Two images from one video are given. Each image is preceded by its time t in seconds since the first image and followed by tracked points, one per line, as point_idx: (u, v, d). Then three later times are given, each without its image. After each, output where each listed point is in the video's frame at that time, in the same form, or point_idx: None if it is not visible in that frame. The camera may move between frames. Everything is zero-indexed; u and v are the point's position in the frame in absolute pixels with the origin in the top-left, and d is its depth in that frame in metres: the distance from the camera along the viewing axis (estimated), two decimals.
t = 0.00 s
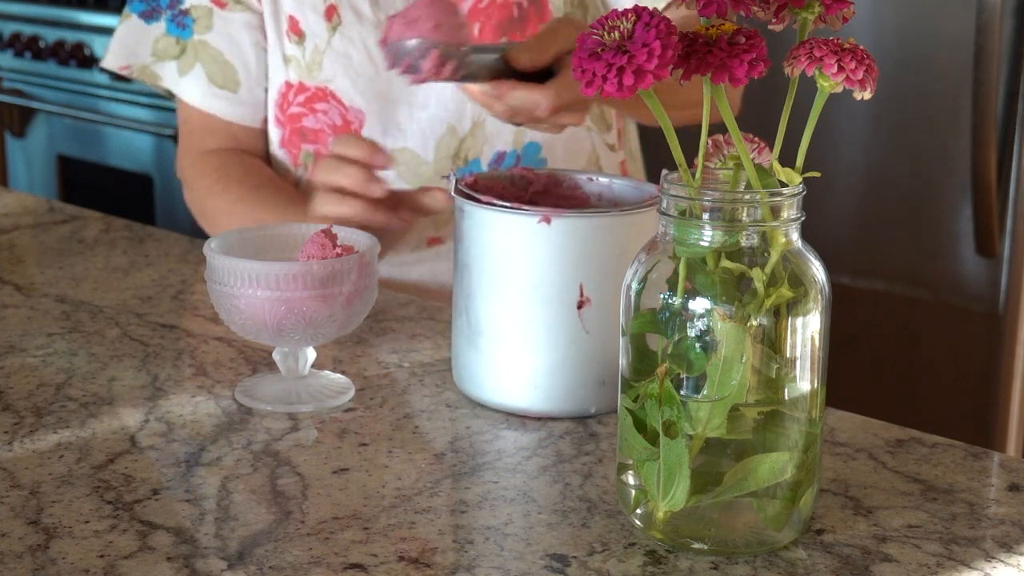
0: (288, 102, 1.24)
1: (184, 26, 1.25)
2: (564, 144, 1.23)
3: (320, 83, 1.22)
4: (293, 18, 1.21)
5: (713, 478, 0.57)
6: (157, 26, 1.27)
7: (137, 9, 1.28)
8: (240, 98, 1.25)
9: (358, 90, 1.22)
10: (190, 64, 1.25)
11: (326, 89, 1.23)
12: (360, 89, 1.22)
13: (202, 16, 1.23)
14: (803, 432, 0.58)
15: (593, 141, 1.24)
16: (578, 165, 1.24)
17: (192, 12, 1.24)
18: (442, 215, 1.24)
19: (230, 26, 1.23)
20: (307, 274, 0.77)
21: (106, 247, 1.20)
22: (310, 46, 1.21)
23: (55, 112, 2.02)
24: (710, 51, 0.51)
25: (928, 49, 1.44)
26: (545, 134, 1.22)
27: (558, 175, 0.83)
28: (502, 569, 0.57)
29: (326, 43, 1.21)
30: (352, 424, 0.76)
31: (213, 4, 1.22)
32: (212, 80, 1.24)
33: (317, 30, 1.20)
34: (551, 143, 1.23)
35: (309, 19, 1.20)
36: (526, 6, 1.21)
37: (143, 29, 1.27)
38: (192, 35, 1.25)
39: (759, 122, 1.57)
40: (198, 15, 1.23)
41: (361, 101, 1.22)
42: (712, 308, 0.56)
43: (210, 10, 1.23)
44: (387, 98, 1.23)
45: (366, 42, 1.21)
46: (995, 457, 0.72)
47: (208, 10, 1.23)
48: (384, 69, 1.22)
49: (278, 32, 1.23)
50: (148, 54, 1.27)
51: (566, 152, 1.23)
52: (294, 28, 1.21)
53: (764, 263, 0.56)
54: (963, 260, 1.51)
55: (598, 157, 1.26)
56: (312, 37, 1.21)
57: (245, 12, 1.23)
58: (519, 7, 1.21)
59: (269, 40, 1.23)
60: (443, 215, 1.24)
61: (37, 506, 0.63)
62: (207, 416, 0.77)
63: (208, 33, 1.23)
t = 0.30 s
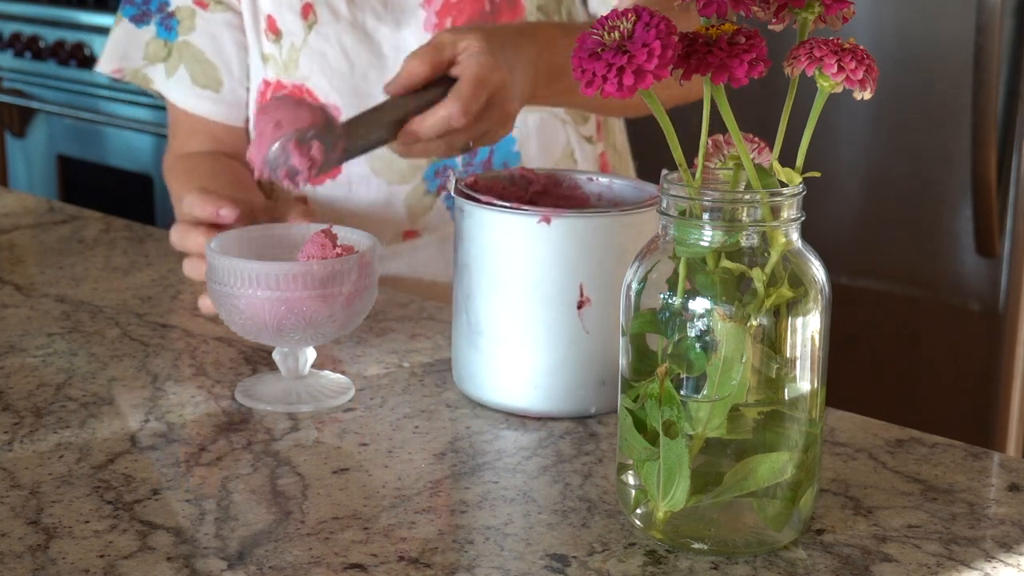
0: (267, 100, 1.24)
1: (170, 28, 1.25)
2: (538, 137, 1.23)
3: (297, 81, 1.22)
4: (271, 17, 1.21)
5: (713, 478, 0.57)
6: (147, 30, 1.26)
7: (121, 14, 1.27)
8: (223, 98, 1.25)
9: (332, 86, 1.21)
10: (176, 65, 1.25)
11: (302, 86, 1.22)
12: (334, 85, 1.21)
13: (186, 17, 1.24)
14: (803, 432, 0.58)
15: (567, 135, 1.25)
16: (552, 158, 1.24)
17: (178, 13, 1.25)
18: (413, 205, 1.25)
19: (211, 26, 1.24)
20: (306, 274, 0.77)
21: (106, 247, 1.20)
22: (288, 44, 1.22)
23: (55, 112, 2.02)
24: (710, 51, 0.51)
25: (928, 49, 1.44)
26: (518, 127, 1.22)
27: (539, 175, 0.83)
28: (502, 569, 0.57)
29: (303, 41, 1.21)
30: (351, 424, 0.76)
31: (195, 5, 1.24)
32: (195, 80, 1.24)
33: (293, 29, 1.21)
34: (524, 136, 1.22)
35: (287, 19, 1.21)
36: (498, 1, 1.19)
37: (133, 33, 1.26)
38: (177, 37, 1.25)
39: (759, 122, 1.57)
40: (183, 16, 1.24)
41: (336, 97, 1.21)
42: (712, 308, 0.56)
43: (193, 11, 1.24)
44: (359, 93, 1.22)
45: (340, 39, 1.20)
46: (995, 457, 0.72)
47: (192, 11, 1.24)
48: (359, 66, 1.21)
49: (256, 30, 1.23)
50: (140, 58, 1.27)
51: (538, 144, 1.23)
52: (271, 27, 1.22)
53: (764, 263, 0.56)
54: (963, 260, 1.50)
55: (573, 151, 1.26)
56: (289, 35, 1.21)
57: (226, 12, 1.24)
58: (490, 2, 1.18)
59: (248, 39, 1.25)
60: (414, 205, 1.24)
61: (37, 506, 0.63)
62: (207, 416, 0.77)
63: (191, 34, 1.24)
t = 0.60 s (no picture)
0: (255, 105, 1.24)
1: (160, 37, 1.25)
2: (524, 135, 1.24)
3: (283, 85, 1.22)
4: (257, 22, 1.21)
5: (713, 478, 0.57)
6: (140, 40, 1.26)
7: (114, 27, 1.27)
8: (216, 102, 1.25)
9: (319, 89, 1.21)
10: (168, 74, 1.25)
11: (289, 90, 1.22)
12: (321, 88, 1.21)
13: (176, 25, 1.23)
14: (803, 432, 0.58)
15: (553, 131, 1.25)
16: (539, 154, 1.25)
17: (167, 21, 1.24)
18: (402, 208, 1.24)
19: (201, 33, 1.24)
20: (306, 274, 0.77)
21: (106, 247, 1.20)
22: (274, 49, 1.22)
23: (55, 112, 2.02)
24: (710, 51, 0.51)
25: (928, 49, 1.44)
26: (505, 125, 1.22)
27: (530, 175, 0.83)
28: (502, 569, 0.57)
29: (289, 44, 1.21)
30: (351, 424, 0.76)
31: (184, 13, 1.23)
32: (187, 88, 1.24)
33: (279, 33, 1.21)
34: (511, 134, 1.23)
35: (273, 23, 1.21)
36: None
37: (126, 45, 1.26)
38: (167, 46, 1.24)
39: (759, 122, 1.57)
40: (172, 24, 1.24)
41: (322, 100, 1.22)
42: (712, 308, 0.56)
43: (183, 18, 1.23)
44: (345, 96, 1.22)
45: (326, 43, 1.20)
46: (995, 457, 0.72)
47: (181, 19, 1.23)
48: (345, 67, 1.21)
49: (242, 35, 1.23)
50: (133, 69, 1.26)
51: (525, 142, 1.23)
52: (257, 31, 1.22)
53: (764, 263, 0.56)
54: (963, 260, 1.50)
55: (559, 146, 1.26)
56: (275, 39, 1.21)
57: (215, 18, 1.24)
58: None
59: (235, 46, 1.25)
60: (403, 207, 1.23)
61: (37, 506, 0.63)
62: (207, 416, 0.77)
63: (181, 42, 1.24)
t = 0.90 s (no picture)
0: (250, 108, 1.24)
1: (156, 41, 1.25)
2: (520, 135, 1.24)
3: (279, 88, 1.23)
4: (251, 25, 1.22)
5: (713, 478, 0.57)
6: (136, 45, 1.26)
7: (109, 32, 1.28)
8: (212, 106, 1.25)
9: (314, 91, 1.22)
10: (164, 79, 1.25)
11: (284, 93, 1.23)
12: (315, 90, 1.21)
13: (171, 30, 1.24)
14: (803, 432, 0.58)
15: (549, 131, 1.26)
16: (535, 153, 1.25)
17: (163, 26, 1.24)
18: (399, 211, 1.24)
19: (197, 38, 1.24)
20: (306, 274, 0.77)
21: (106, 247, 1.20)
22: (269, 51, 1.22)
23: (55, 112, 2.02)
24: (710, 51, 0.51)
25: (928, 49, 1.44)
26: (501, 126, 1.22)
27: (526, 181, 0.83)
28: (502, 569, 0.57)
29: (283, 47, 1.21)
30: (351, 424, 0.76)
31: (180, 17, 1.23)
32: (184, 92, 1.24)
33: (274, 36, 1.21)
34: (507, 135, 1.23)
35: (267, 26, 1.21)
36: None
37: (123, 50, 1.26)
38: (163, 51, 1.25)
39: (759, 123, 1.57)
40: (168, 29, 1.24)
41: (318, 103, 1.22)
42: (712, 308, 0.56)
43: (178, 23, 1.24)
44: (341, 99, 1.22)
45: (320, 45, 1.20)
46: (995, 457, 0.72)
47: (176, 23, 1.24)
48: (340, 70, 1.21)
49: (237, 39, 1.24)
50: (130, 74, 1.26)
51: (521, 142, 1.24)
52: (252, 35, 1.22)
53: (764, 263, 0.56)
54: (963, 260, 1.50)
55: (555, 146, 1.27)
56: (270, 42, 1.22)
57: (211, 22, 1.24)
58: None
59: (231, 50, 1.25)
60: (400, 210, 1.24)
61: (37, 506, 0.63)
62: (207, 416, 0.77)
63: (177, 46, 1.24)
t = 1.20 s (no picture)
0: (252, 109, 1.24)
1: (157, 42, 1.25)
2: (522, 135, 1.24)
3: (280, 88, 1.22)
4: (252, 26, 1.22)
5: (713, 478, 0.57)
6: (137, 46, 1.26)
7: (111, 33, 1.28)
8: (213, 107, 1.25)
9: (315, 92, 1.21)
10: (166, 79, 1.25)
11: (286, 94, 1.22)
12: (317, 91, 1.21)
13: (172, 31, 1.24)
14: (803, 432, 0.58)
15: (550, 131, 1.26)
16: (536, 154, 1.25)
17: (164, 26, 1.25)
18: (401, 211, 1.24)
19: (197, 39, 1.24)
20: (306, 274, 0.77)
21: (106, 247, 1.20)
22: (270, 52, 1.22)
23: (55, 112, 2.02)
24: (710, 51, 0.51)
25: (928, 49, 1.44)
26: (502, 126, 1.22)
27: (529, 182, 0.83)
28: (502, 569, 0.57)
29: (285, 48, 1.21)
30: (351, 424, 0.76)
31: (181, 18, 1.23)
32: (185, 93, 1.24)
33: (275, 36, 1.21)
34: (508, 136, 1.23)
35: (268, 26, 1.21)
36: None
37: (124, 51, 1.26)
38: (164, 51, 1.25)
39: (759, 123, 1.57)
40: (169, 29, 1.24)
41: (319, 104, 1.22)
42: (712, 308, 0.56)
43: (179, 23, 1.24)
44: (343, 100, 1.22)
45: (322, 46, 1.20)
46: (995, 457, 0.72)
47: (177, 24, 1.24)
48: (341, 70, 1.21)
49: (238, 40, 1.24)
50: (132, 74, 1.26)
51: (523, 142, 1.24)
52: (253, 35, 1.22)
53: (764, 263, 0.56)
54: (963, 260, 1.50)
55: (556, 146, 1.27)
56: (272, 43, 1.22)
57: (212, 23, 1.24)
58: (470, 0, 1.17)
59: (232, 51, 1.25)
60: (402, 211, 1.24)
61: (37, 506, 0.63)
62: (207, 416, 0.77)
63: (178, 48, 1.24)
